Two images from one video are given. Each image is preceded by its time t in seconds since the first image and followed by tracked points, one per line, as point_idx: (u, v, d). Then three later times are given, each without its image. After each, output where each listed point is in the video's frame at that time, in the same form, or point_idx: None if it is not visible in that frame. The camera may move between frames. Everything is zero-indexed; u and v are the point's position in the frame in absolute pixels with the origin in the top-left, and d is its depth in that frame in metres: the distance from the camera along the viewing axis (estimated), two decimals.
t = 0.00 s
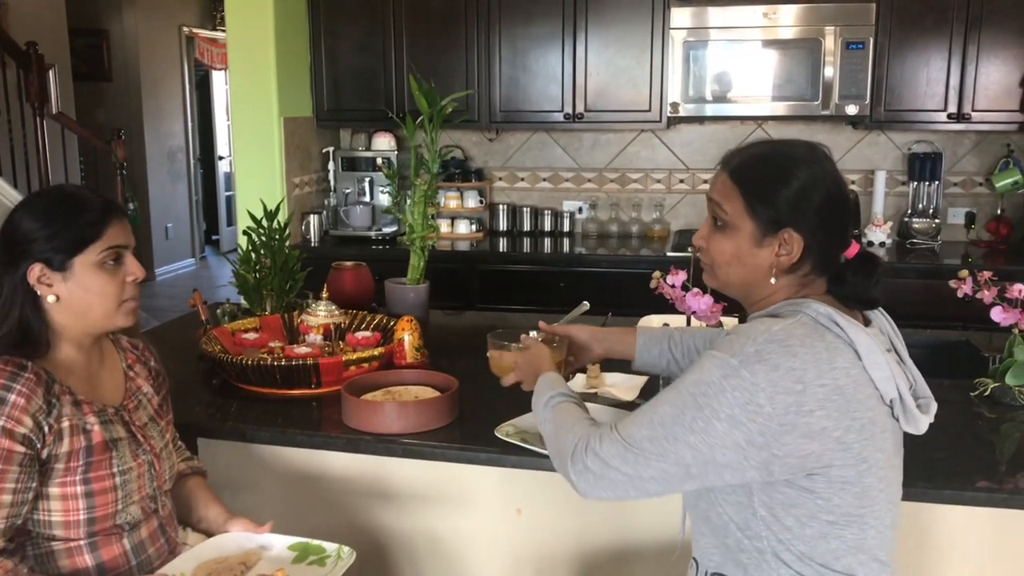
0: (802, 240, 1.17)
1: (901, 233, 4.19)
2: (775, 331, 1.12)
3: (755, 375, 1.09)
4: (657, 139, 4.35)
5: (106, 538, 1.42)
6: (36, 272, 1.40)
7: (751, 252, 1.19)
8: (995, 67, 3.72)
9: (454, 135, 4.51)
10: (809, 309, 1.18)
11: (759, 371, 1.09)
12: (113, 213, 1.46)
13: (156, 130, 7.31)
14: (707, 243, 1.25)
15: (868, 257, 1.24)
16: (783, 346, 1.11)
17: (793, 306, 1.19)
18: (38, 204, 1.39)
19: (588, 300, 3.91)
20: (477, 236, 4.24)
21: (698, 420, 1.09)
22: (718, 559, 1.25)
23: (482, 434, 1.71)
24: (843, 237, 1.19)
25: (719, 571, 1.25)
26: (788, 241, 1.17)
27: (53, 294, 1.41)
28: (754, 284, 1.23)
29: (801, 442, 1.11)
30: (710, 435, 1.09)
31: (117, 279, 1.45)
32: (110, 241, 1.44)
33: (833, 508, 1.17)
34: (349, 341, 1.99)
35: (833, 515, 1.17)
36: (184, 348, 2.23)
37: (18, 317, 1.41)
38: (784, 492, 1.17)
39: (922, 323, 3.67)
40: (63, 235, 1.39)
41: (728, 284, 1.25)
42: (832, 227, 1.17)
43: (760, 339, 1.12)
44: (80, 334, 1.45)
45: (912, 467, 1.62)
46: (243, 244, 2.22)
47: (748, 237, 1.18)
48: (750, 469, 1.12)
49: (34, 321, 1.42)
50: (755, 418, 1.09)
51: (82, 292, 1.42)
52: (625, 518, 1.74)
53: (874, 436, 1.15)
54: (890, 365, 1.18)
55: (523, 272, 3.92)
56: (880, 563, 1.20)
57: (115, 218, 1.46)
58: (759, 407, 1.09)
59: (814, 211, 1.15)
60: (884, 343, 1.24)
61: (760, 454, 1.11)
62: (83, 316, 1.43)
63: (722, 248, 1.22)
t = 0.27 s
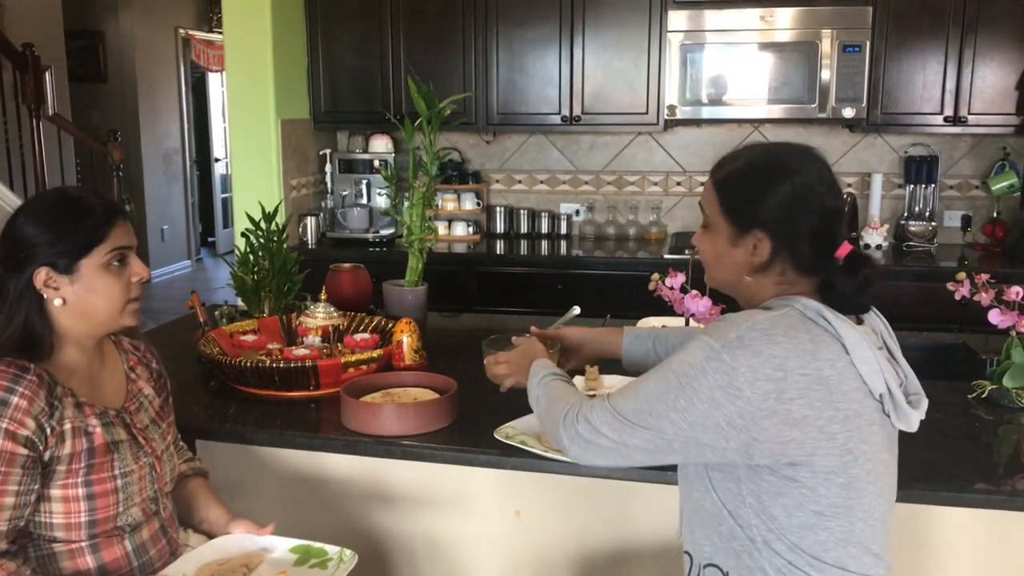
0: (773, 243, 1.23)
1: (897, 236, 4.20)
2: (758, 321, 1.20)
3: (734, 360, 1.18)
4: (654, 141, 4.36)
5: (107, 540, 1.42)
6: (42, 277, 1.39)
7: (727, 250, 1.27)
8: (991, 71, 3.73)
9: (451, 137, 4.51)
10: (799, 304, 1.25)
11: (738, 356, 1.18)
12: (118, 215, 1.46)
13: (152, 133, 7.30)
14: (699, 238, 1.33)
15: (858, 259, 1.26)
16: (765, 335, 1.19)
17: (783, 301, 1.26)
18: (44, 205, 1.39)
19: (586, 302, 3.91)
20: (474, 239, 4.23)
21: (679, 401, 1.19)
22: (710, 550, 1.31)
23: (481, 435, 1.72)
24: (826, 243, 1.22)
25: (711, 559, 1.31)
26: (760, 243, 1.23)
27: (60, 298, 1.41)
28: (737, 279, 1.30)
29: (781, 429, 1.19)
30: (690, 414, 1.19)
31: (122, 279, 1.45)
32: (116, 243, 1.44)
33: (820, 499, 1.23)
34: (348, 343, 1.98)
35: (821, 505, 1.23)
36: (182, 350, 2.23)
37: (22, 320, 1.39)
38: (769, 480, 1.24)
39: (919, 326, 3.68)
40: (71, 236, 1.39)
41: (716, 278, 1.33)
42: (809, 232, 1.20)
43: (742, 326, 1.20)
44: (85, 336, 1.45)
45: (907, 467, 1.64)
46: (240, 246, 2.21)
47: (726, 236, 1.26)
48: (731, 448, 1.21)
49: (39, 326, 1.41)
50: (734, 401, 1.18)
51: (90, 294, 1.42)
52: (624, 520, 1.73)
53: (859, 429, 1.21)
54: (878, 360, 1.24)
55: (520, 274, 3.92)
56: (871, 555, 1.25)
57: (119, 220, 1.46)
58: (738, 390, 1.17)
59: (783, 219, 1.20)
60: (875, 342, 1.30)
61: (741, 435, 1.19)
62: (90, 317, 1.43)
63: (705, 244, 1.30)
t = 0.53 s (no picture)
0: (751, 234, 1.27)
1: (896, 237, 4.21)
2: (737, 309, 1.24)
3: (710, 344, 1.21)
4: (653, 143, 4.36)
5: (110, 541, 1.41)
6: (57, 277, 1.38)
7: (713, 239, 1.32)
8: (990, 72, 3.74)
9: (451, 139, 4.51)
10: (780, 295, 1.27)
11: (714, 340, 1.21)
12: (126, 214, 1.47)
13: (151, 134, 7.30)
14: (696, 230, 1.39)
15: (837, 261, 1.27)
16: (741, 321, 1.22)
17: (771, 293, 1.28)
18: (57, 206, 1.37)
19: (585, 303, 3.91)
20: (474, 240, 4.24)
21: (659, 383, 1.24)
22: (699, 539, 1.36)
23: (481, 436, 1.72)
24: (804, 241, 1.25)
25: (702, 549, 1.35)
26: (740, 233, 1.28)
27: (74, 298, 1.40)
28: (721, 271, 1.35)
29: (757, 412, 1.21)
30: (670, 395, 1.23)
31: (133, 279, 1.46)
32: (128, 242, 1.45)
33: (801, 485, 1.24)
34: (350, 345, 1.98)
35: (803, 492, 1.24)
36: (182, 351, 2.23)
37: (30, 320, 1.38)
38: (751, 466, 1.27)
39: (918, 327, 3.68)
40: (86, 237, 1.39)
41: (706, 269, 1.38)
42: (786, 226, 1.24)
43: (721, 313, 1.24)
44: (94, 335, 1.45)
45: (906, 467, 1.64)
46: (241, 247, 2.21)
47: (713, 226, 1.32)
48: (709, 430, 1.24)
49: (46, 325, 1.40)
50: (711, 383, 1.21)
51: (104, 294, 1.42)
52: (625, 519, 1.73)
53: (840, 415, 1.22)
54: (859, 349, 1.24)
55: (519, 276, 3.92)
56: (860, 543, 1.26)
57: (127, 220, 1.47)
58: (714, 372, 1.20)
59: (762, 213, 1.25)
60: (860, 335, 1.30)
61: (718, 417, 1.23)
62: (102, 316, 1.44)
63: (698, 234, 1.36)
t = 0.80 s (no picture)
0: (739, 236, 1.29)
1: (896, 238, 4.22)
2: (723, 300, 1.26)
3: (697, 331, 1.23)
4: (654, 144, 4.37)
5: (112, 541, 1.41)
6: (62, 279, 1.38)
7: (705, 239, 1.35)
8: (990, 74, 3.74)
9: (452, 140, 4.51)
10: (768, 289, 1.29)
11: (700, 328, 1.23)
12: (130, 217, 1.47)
13: (151, 135, 7.29)
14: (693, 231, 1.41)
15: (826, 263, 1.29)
16: (726, 311, 1.24)
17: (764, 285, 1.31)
18: (64, 208, 1.37)
19: (586, 304, 3.91)
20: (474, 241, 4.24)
21: (648, 370, 1.27)
22: (692, 529, 1.35)
23: (484, 436, 1.72)
24: (791, 244, 1.27)
25: (696, 539, 1.34)
26: (730, 235, 1.30)
27: (78, 300, 1.40)
28: (713, 271, 1.37)
29: (742, 397, 1.23)
30: (660, 383, 1.26)
31: (136, 280, 1.46)
32: (132, 244, 1.45)
33: (787, 472, 1.25)
34: (353, 346, 1.99)
35: (790, 478, 1.25)
36: (185, 351, 2.23)
37: (32, 320, 1.38)
38: (738, 454, 1.28)
39: (920, 328, 3.68)
40: (92, 240, 1.39)
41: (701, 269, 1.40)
42: (772, 230, 1.26)
43: (708, 303, 1.27)
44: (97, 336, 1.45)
45: (907, 467, 1.65)
46: (244, 247, 2.22)
47: (705, 228, 1.34)
48: (698, 416, 1.26)
49: (48, 325, 1.40)
50: (698, 370, 1.23)
51: (108, 295, 1.42)
52: (625, 517, 1.73)
53: (825, 403, 1.23)
54: (847, 339, 1.25)
55: (520, 277, 3.92)
56: (851, 532, 1.25)
57: (132, 222, 1.47)
58: (701, 359, 1.23)
59: (750, 217, 1.27)
60: (849, 328, 1.31)
61: (706, 403, 1.25)
62: (106, 317, 1.44)
63: (692, 234, 1.38)
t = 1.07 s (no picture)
0: (734, 238, 1.30)
1: (896, 240, 4.22)
2: (715, 298, 1.27)
3: (689, 329, 1.24)
4: (654, 146, 4.37)
5: (114, 542, 1.42)
6: (60, 280, 1.38)
7: (702, 242, 1.35)
8: (990, 76, 3.75)
9: (452, 142, 4.51)
10: (760, 289, 1.29)
11: (692, 325, 1.24)
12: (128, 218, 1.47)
13: (151, 136, 7.30)
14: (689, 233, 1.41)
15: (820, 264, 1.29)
16: (719, 309, 1.25)
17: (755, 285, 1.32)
18: (63, 210, 1.37)
19: (586, 305, 3.91)
20: (475, 242, 4.25)
21: (642, 367, 1.28)
22: (688, 527, 1.35)
23: (485, 438, 1.72)
24: (785, 246, 1.28)
25: (692, 537, 1.34)
26: (725, 237, 1.31)
27: (77, 301, 1.40)
28: (710, 274, 1.37)
29: (732, 393, 1.23)
30: (653, 381, 1.27)
31: (134, 281, 1.46)
32: (131, 245, 1.45)
33: (779, 467, 1.25)
34: (354, 347, 1.99)
35: (781, 474, 1.25)
36: (186, 352, 2.23)
37: (31, 322, 1.38)
38: (730, 450, 1.28)
39: (920, 329, 3.68)
40: (90, 242, 1.39)
41: (697, 271, 1.40)
42: (767, 232, 1.27)
43: (700, 301, 1.28)
44: (95, 337, 1.45)
45: (907, 468, 1.65)
46: (246, 249, 2.22)
47: (701, 230, 1.34)
48: (690, 413, 1.27)
49: (47, 327, 1.40)
50: (691, 366, 1.24)
51: (106, 296, 1.42)
52: (623, 516, 1.73)
53: (815, 399, 1.23)
54: (837, 336, 1.26)
55: (520, 278, 3.92)
56: (845, 528, 1.25)
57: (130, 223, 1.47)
58: (694, 355, 1.24)
59: (747, 219, 1.27)
60: (841, 327, 1.31)
61: (700, 399, 1.25)
62: (104, 318, 1.43)
63: (689, 237, 1.39)
